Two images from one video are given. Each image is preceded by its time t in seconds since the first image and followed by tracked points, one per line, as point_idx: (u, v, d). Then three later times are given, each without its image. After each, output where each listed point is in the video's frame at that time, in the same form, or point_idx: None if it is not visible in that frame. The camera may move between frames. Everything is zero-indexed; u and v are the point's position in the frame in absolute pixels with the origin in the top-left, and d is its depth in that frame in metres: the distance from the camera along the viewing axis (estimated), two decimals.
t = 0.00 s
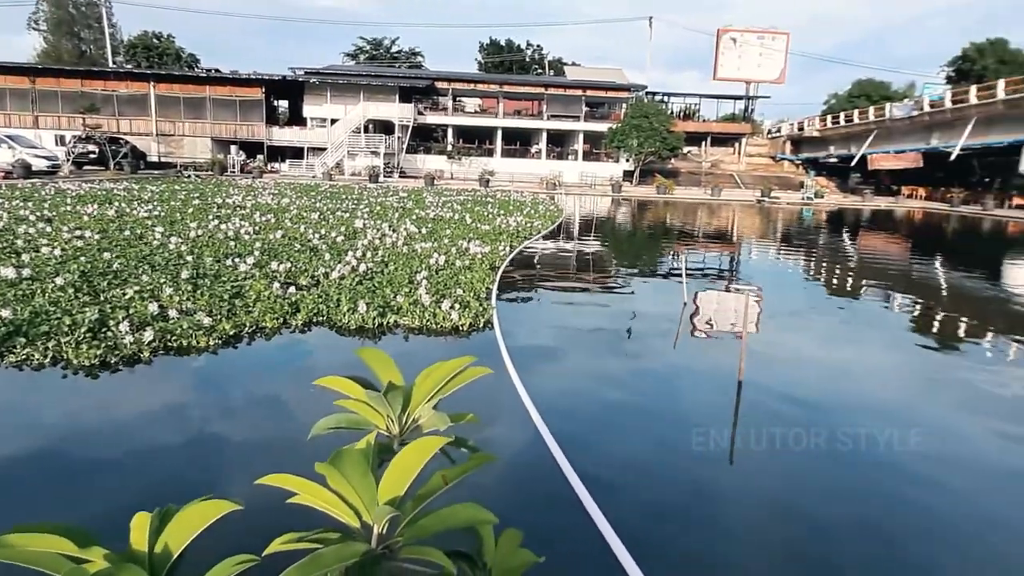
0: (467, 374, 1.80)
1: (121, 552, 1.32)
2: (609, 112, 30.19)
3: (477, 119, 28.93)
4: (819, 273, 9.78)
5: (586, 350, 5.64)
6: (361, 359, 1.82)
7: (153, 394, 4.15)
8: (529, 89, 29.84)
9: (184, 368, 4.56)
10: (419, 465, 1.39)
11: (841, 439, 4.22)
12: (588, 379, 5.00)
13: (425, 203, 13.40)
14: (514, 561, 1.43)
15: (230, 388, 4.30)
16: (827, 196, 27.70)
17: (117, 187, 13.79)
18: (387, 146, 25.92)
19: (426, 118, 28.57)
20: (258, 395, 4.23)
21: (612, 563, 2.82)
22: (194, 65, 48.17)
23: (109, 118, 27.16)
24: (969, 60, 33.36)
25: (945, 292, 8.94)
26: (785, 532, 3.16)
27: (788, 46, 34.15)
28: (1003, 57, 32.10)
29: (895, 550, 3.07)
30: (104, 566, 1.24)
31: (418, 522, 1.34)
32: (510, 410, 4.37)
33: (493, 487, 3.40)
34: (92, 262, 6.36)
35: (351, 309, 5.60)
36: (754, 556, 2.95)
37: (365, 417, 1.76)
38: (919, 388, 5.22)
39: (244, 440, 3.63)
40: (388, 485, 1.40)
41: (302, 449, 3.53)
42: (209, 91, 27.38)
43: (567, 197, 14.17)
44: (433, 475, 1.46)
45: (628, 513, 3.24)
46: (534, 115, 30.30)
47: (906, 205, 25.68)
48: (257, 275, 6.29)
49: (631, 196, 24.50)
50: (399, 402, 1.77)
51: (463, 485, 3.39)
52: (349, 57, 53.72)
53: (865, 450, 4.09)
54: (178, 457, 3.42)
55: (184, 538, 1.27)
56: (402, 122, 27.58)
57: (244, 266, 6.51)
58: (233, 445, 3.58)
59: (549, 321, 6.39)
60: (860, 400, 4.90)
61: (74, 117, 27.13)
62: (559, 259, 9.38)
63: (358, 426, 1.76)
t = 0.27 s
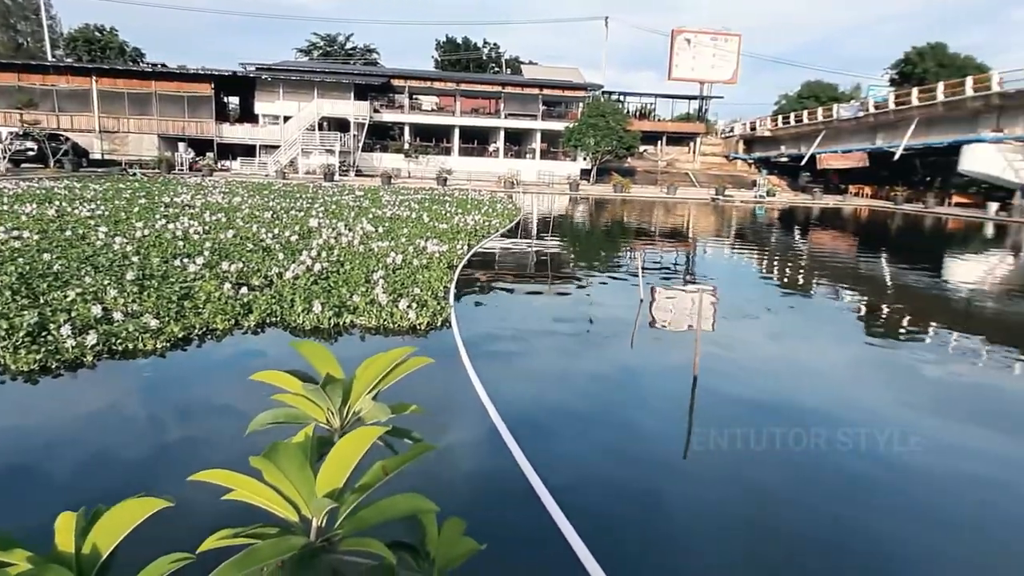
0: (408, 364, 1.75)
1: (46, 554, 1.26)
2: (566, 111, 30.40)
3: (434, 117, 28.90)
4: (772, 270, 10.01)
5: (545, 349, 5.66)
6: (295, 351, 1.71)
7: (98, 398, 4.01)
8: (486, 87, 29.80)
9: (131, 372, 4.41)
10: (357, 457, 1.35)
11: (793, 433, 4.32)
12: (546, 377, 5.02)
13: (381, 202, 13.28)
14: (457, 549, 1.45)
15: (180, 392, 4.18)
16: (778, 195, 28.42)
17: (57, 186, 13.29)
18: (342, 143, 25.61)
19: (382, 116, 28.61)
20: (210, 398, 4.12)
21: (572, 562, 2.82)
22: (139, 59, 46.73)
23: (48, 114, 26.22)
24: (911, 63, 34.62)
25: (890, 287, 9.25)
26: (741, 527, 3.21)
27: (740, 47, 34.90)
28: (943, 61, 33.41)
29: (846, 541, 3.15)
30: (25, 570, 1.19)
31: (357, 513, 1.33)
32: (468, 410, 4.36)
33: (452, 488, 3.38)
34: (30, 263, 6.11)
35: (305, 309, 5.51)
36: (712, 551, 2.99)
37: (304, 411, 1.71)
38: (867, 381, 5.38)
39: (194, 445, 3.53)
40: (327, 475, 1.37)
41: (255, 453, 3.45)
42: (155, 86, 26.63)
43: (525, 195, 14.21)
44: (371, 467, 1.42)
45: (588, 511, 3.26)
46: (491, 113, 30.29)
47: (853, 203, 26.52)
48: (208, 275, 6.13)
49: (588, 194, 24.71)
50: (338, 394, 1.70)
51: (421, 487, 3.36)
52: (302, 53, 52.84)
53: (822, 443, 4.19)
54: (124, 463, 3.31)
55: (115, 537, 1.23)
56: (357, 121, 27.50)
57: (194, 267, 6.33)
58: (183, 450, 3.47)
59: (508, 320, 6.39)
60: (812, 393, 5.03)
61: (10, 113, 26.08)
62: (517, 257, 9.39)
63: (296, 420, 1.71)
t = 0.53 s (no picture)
0: (358, 367, 1.71)
1: None
2: (531, 110, 30.47)
3: (398, 115, 28.77)
4: (734, 268, 10.17)
5: (511, 348, 5.64)
6: (244, 354, 1.64)
7: (47, 406, 3.86)
8: (450, 86, 29.70)
9: (83, 379, 4.26)
10: (304, 460, 1.31)
11: (756, 428, 4.38)
12: (513, 377, 5.00)
13: (343, 202, 13.12)
14: (407, 551, 1.40)
15: (135, 398, 4.05)
16: (740, 194, 28.94)
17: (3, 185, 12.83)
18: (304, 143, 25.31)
19: (344, 115, 28.39)
20: (166, 404, 4.00)
21: (540, 564, 2.80)
22: (89, 55, 45.48)
23: None
24: (865, 66, 35.57)
25: (848, 283, 9.48)
26: (707, 522, 3.24)
27: (701, 48, 35.42)
28: (895, 63, 34.40)
29: (808, 533, 3.20)
30: None
31: (304, 516, 1.29)
32: (433, 412, 4.31)
33: (418, 492, 3.33)
34: None
35: (265, 311, 5.41)
36: (677, 548, 3.01)
37: (251, 413, 1.67)
38: (827, 376, 5.49)
39: (149, 452, 3.42)
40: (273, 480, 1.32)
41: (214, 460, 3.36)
42: (107, 82, 25.92)
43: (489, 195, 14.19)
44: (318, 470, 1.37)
45: (555, 510, 3.25)
46: (455, 112, 30.22)
47: (811, 202, 27.14)
48: (163, 277, 5.98)
49: (552, 193, 24.83)
50: (288, 397, 1.66)
51: (387, 492, 3.30)
52: (261, 49, 51.99)
53: (788, 439, 4.25)
54: (75, 473, 3.19)
55: (54, 544, 1.18)
56: (318, 119, 27.23)
57: (148, 268, 6.17)
58: (138, 459, 3.36)
59: (473, 320, 6.37)
60: (774, 389, 5.11)
61: None
62: (482, 257, 9.36)
63: (243, 424, 1.66)
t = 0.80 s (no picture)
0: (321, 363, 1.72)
1: None
2: (503, 109, 30.49)
3: (370, 115, 28.59)
4: (705, 266, 10.30)
5: (486, 349, 5.64)
6: (200, 351, 1.65)
7: (9, 412, 3.76)
8: (422, 86, 29.59)
9: (46, 384, 4.16)
10: (261, 456, 1.34)
11: (728, 424, 4.44)
12: (488, 377, 5.00)
13: (314, 201, 12.99)
14: (369, 551, 1.43)
15: (101, 403, 3.97)
16: (711, 192, 29.30)
17: None
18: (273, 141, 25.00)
19: (314, 114, 28.15)
20: (133, 408, 3.92)
21: (517, 564, 2.80)
22: (49, 51, 44.42)
23: None
24: (832, 66, 36.24)
25: (816, 280, 9.65)
26: (681, 517, 3.27)
27: (672, 49, 35.77)
28: (861, 64, 35.12)
29: (780, 526, 3.25)
30: None
31: (261, 517, 1.32)
32: (407, 415, 4.28)
33: (392, 495, 3.31)
34: None
35: (234, 313, 5.32)
36: (652, 544, 3.04)
37: (209, 413, 1.68)
38: (796, 372, 5.58)
39: (115, 457, 3.34)
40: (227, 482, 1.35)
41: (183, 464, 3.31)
42: (68, 80, 25.31)
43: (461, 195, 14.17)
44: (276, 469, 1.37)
45: (531, 509, 3.26)
46: (427, 112, 30.12)
47: (781, 200, 27.58)
48: (128, 279, 5.86)
49: (525, 193, 24.89)
50: (247, 397, 1.68)
51: (362, 496, 3.28)
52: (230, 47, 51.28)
53: (757, 435, 4.31)
54: (38, 479, 3.11)
55: (2, 546, 1.15)
56: (288, 118, 26.89)
57: (112, 271, 6.04)
58: (104, 463, 3.28)
59: (447, 320, 6.36)
60: (746, 386, 5.18)
61: None
62: (457, 257, 9.32)
63: (201, 424, 1.67)
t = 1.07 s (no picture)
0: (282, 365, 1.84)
1: None
2: (479, 108, 30.41)
3: (345, 113, 28.32)
4: (680, 264, 10.38)
5: (462, 348, 5.62)
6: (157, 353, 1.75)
7: None
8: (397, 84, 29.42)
9: (10, 387, 4.05)
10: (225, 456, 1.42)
11: (703, 421, 4.49)
12: (465, 376, 4.99)
13: (287, 201, 12.82)
14: (333, 551, 1.49)
15: (68, 405, 3.88)
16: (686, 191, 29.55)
17: None
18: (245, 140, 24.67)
19: (287, 112, 27.81)
20: (101, 410, 3.84)
21: (492, 565, 2.81)
22: (13, 46, 43.28)
23: None
24: (804, 68, 36.77)
25: (789, 278, 9.78)
26: (658, 515, 3.29)
27: (647, 49, 35.99)
28: (831, 65, 35.71)
29: (756, 523, 3.29)
30: None
31: (224, 519, 1.36)
32: (382, 415, 4.26)
33: (367, 496, 3.29)
34: None
35: (206, 314, 5.22)
36: (630, 543, 3.05)
37: (171, 417, 1.78)
38: (769, 369, 5.66)
39: (82, 460, 3.26)
40: (188, 485, 1.43)
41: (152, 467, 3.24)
42: (31, 76, 24.70)
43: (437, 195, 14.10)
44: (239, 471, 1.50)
45: (509, 509, 3.26)
46: (403, 110, 29.95)
47: (754, 199, 27.96)
48: (95, 280, 5.73)
49: (501, 192, 24.88)
50: (206, 398, 1.79)
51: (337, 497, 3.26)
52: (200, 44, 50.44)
53: (731, 431, 4.36)
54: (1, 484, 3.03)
55: None
56: (260, 116, 26.47)
57: (78, 271, 5.89)
58: (71, 465, 3.21)
59: (423, 319, 6.33)
60: (720, 382, 5.24)
61: None
62: (433, 256, 9.28)
63: (159, 428, 1.78)
